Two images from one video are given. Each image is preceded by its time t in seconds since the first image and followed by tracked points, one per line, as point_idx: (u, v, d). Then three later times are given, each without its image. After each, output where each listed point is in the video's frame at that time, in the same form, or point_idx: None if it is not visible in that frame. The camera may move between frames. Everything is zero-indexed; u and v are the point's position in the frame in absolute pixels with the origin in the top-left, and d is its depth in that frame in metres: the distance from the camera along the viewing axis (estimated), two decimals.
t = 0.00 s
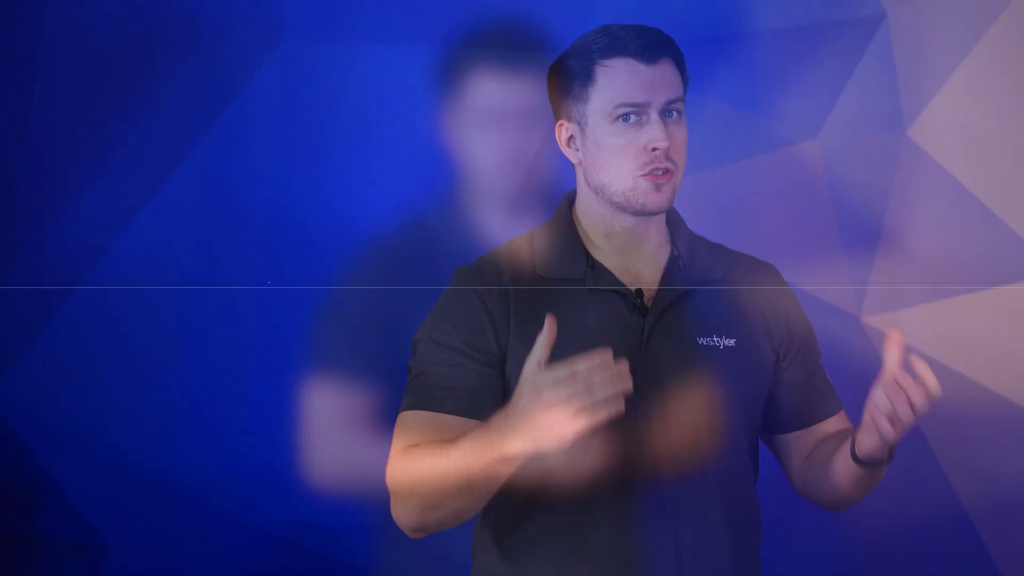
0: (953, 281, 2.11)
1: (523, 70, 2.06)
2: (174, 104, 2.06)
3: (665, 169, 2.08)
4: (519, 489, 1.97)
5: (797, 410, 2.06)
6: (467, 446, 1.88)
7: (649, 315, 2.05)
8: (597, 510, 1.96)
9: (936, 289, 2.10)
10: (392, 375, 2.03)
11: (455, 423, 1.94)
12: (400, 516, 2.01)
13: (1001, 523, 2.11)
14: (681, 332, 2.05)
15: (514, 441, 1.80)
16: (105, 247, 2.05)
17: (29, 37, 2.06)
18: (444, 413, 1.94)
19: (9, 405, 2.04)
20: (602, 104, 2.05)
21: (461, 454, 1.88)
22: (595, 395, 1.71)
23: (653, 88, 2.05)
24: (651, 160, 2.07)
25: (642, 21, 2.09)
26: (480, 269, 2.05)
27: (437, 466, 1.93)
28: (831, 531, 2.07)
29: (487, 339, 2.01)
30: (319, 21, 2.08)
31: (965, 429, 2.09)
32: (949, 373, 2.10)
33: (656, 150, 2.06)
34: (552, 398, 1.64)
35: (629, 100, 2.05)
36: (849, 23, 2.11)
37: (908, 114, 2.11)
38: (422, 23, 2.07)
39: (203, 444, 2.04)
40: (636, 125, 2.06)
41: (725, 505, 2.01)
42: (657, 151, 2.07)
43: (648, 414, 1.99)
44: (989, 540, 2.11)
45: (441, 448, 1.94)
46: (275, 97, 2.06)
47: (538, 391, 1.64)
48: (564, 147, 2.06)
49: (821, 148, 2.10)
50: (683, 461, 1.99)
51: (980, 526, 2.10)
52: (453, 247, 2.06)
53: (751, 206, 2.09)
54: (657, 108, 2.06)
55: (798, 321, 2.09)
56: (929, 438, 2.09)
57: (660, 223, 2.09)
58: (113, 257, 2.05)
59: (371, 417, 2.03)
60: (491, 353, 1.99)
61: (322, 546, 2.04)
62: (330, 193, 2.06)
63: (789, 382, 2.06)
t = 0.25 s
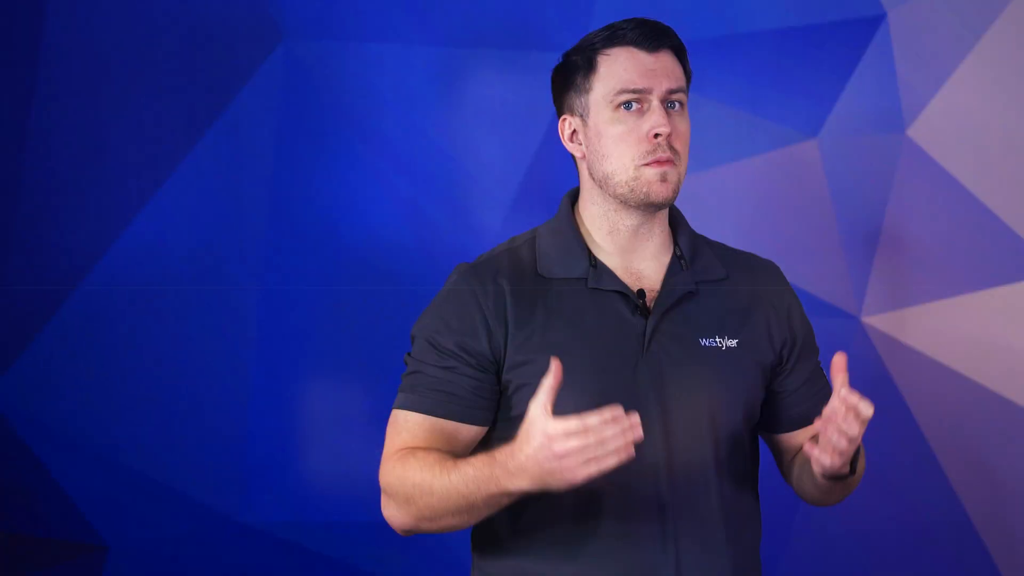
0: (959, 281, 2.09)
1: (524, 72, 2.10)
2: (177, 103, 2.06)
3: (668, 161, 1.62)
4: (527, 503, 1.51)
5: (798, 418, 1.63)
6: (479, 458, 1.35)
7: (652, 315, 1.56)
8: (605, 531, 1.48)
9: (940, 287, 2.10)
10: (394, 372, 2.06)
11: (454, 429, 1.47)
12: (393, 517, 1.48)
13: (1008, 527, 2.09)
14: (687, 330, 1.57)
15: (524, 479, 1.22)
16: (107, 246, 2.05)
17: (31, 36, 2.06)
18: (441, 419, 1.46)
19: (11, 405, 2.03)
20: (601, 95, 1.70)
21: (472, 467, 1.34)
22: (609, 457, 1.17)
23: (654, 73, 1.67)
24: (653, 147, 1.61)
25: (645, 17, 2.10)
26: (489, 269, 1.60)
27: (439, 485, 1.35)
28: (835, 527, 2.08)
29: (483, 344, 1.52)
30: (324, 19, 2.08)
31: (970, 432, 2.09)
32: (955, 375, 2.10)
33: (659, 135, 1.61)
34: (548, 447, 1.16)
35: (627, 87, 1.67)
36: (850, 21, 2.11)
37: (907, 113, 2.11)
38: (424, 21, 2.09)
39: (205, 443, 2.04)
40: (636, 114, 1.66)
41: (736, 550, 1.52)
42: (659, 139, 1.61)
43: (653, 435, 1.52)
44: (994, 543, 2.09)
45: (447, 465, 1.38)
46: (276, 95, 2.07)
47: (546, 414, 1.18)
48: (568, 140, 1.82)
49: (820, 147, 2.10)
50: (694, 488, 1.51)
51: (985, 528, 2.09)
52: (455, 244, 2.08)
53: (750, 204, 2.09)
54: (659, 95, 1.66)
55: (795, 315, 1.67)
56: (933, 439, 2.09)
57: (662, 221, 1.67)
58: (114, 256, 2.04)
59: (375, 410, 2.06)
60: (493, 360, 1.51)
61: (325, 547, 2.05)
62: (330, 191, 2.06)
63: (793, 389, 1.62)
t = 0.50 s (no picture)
0: (959, 280, 2.09)
1: (524, 73, 2.10)
2: (177, 103, 2.06)
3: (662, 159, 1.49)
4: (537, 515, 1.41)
5: (794, 420, 1.53)
6: (533, 487, 1.30)
7: (650, 316, 1.45)
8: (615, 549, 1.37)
9: (940, 285, 2.10)
10: (394, 372, 2.07)
11: (460, 437, 1.39)
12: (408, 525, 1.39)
13: (1008, 528, 2.09)
14: (685, 330, 1.47)
15: (590, 522, 1.25)
16: (106, 246, 2.04)
17: (31, 36, 2.06)
18: (450, 427, 1.38)
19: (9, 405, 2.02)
20: (595, 93, 1.58)
21: (526, 497, 1.29)
22: (677, 522, 1.25)
23: (649, 71, 1.55)
24: (645, 144, 1.48)
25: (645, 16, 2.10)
26: (491, 268, 1.49)
27: (481, 509, 1.29)
28: (833, 526, 2.09)
29: (483, 346, 1.42)
30: (322, 18, 2.08)
31: (970, 432, 2.09)
32: (955, 375, 2.09)
33: (652, 132, 1.48)
34: (628, 496, 1.22)
35: (620, 83, 1.55)
36: (849, 21, 2.12)
37: (908, 113, 2.10)
38: (424, 21, 2.10)
39: (206, 443, 2.04)
40: (630, 110, 1.53)
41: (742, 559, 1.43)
42: (653, 136, 1.48)
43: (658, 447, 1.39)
44: (995, 544, 2.08)
45: (489, 487, 1.31)
46: (276, 94, 2.07)
47: (625, 460, 1.25)
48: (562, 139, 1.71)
49: (820, 147, 2.10)
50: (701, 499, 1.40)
51: (985, 529, 2.09)
52: (455, 243, 2.08)
53: (750, 204, 2.10)
54: (654, 93, 1.53)
55: (789, 311, 1.56)
56: (933, 438, 2.09)
57: (660, 221, 1.55)
58: (114, 256, 2.04)
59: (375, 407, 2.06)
60: (496, 363, 1.42)
61: (325, 547, 2.06)
62: (330, 191, 2.06)
63: (788, 389, 1.53)
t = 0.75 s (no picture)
0: (958, 280, 2.09)
1: (524, 73, 2.11)
2: (177, 103, 2.07)
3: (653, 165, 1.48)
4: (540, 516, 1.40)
5: (791, 420, 1.54)
6: (554, 491, 1.33)
7: (648, 317, 1.45)
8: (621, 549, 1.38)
9: (940, 285, 2.10)
10: (393, 372, 2.07)
11: (462, 438, 1.39)
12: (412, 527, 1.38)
13: (1009, 528, 2.09)
14: (683, 331, 1.46)
15: (613, 526, 1.30)
16: (106, 246, 2.04)
17: (31, 36, 2.06)
18: (452, 428, 1.38)
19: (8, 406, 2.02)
20: (587, 96, 1.56)
21: (547, 500, 1.31)
22: (701, 532, 1.31)
23: (641, 75, 1.52)
24: (637, 148, 1.47)
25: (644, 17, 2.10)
26: (491, 268, 1.49)
27: (500, 512, 1.31)
28: (833, 527, 2.09)
29: (483, 348, 1.41)
30: (322, 18, 2.08)
31: (970, 432, 2.09)
32: (955, 375, 2.09)
33: (643, 136, 1.47)
34: (659, 504, 1.28)
35: (612, 87, 1.53)
36: (849, 21, 2.12)
37: (908, 113, 2.10)
38: (423, 21, 2.10)
39: (206, 443, 2.04)
40: (621, 115, 1.52)
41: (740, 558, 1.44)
42: (644, 141, 1.47)
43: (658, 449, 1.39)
44: (995, 544, 2.09)
45: (506, 492, 1.33)
46: (276, 94, 2.07)
47: (658, 470, 1.30)
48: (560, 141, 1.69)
49: (820, 147, 2.10)
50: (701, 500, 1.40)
51: (985, 529, 2.09)
52: (455, 243, 2.08)
53: (749, 204, 2.10)
54: (646, 95, 1.51)
55: (786, 311, 1.56)
56: (932, 438, 2.09)
57: (658, 222, 1.54)
58: (114, 256, 2.04)
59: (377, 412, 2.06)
60: (496, 364, 1.42)
61: (325, 547, 2.06)
62: (330, 191, 2.07)
63: (786, 390, 1.53)
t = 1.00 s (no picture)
0: (958, 280, 2.09)
1: (524, 72, 2.10)
2: (177, 103, 2.06)
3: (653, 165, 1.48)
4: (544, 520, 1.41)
5: (791, 421, 1.54)
6: (560, 505, 1.33)
7: (651, 318, 1.45)
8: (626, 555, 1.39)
9: (940, 285, 2.10)
10: (393, 372, 2.07)
11: (465, 441, 1.40)
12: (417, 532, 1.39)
13: (1007, 527, 2.10)
14: (685, 332, 1.46)
15: (619, 545, 1.31)
16: (106, 246, 2.04)
17: (30, 36, 2.05)
18: (455, 432, 1.39)
19: (9, 405, 2.03)
20: (587, 98, 1.56)
21: (552, 516, 1.32)
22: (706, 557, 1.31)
23: (641, 76, 1.52)
24: (637, 151, 1.48)
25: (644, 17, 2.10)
26: (493, 269, 1.48)
27: (505, 524, 1.32)
28: (834, 527, 2.09)
29: (485, 349, 1.41)
30: (321, 18, 2.07)
31: (968, 431, 2.10)
32: (954, 375, 2.10)
33: (643, 139, 1.48)
34: (664, 533, 1.29)
35: (613, 89, 1.53)
36: (850, 21, 2.11)
37: (909, 113, 2.10)
38: (423, 20, 2.08)
39: (205, 443, 2.04)
40: (622, 117, 1.52)
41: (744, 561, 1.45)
42: (644, 143, 1.47)
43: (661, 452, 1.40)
44: (993, 543, 2.09)
45: (511, 504, 1.33)
46: (275, 95, 2.06)
47: (667, 496, 1.30)
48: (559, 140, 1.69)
49: (820, 147, 2.10)
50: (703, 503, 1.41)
51: (984, 528, 2.10)
52: (455, 243, 2.08)
53: (750, 204, 2.10)
54: (646, 98, 1.51)
55: (787, 312, 1.55)
56: (932, 438, 2.09)
57: (659, 223, 1.53)
58: (114, 256, 2.04)
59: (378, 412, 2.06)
60: (498, 365, 1.41)
61: (325, 547, 2.06)
62: (330, 191, 2.07)
63: (786, 391, 1.53)
